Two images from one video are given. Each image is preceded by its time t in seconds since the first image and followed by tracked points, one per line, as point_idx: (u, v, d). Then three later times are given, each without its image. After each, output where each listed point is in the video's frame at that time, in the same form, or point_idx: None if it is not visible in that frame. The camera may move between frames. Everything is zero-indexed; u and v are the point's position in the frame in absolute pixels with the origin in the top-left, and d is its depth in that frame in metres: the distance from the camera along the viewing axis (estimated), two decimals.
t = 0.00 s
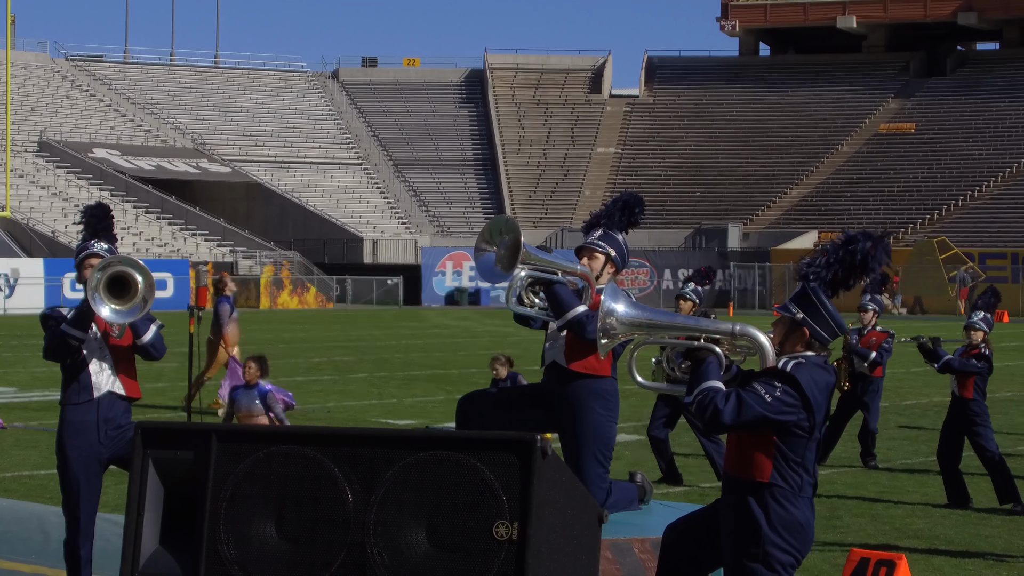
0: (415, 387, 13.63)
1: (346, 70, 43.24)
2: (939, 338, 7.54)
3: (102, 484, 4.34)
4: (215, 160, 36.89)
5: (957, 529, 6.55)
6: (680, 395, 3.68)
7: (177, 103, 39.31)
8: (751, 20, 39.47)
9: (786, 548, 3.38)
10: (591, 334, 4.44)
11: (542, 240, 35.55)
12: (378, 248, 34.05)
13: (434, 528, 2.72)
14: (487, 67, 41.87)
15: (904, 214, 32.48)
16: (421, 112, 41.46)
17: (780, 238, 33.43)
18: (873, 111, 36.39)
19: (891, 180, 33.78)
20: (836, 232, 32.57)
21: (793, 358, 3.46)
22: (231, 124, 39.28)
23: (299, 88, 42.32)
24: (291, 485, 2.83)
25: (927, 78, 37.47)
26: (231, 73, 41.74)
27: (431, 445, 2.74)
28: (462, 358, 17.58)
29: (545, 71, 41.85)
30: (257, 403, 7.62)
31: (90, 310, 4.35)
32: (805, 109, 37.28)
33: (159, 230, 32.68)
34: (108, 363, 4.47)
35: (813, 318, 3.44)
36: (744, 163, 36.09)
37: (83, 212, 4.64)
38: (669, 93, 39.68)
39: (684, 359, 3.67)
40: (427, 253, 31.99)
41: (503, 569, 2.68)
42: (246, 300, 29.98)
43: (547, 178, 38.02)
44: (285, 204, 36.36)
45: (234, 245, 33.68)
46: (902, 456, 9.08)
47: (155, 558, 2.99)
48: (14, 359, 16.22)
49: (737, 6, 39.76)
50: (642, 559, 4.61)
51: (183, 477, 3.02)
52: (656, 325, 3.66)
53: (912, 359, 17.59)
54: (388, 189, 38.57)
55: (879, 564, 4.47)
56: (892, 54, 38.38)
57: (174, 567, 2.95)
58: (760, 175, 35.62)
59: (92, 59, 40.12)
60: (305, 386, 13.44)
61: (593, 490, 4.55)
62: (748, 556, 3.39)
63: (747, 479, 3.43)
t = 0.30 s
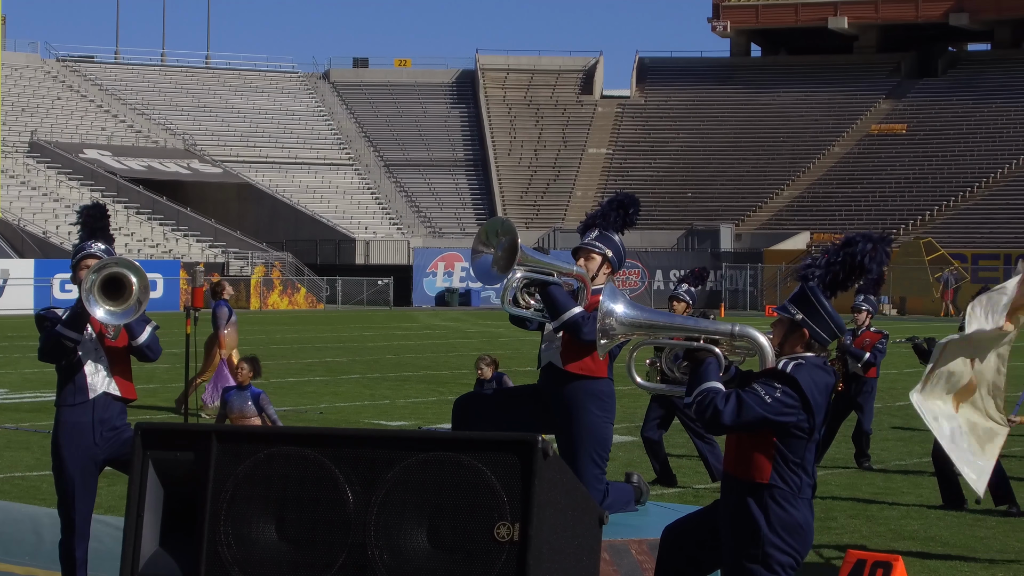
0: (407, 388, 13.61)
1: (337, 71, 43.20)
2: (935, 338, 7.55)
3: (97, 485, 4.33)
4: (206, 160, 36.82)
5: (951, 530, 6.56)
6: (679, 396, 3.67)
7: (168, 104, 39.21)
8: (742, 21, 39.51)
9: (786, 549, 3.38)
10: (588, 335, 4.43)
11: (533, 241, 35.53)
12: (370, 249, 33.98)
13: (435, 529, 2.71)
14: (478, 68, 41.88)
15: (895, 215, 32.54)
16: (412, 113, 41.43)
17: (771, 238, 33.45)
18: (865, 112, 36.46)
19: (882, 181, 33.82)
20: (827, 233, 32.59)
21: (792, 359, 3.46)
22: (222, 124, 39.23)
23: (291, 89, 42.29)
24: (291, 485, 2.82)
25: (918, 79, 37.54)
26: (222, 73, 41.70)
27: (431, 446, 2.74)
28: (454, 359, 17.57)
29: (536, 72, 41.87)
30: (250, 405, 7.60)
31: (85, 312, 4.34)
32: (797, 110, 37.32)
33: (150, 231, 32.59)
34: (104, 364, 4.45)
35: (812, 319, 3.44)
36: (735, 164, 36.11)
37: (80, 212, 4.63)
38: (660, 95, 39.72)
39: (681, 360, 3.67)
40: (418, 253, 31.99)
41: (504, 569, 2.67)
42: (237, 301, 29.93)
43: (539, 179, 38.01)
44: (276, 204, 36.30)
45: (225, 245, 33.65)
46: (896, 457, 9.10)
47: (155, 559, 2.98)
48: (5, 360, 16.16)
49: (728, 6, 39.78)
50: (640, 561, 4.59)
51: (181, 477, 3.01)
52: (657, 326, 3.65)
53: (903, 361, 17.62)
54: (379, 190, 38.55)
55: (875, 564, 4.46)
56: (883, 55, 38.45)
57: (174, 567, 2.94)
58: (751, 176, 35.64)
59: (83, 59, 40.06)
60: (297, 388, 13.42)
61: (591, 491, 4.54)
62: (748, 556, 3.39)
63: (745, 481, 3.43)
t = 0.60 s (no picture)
0: (400, 388, 13.61)
1: (328, 71, 43.19)
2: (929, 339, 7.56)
3: (96, 486, 4.32)
4: (196, 161, 36.76)
5: (946, 530, 6.58)
6: (680, 396, 3.68)
7: (159, 104, 39.18)
8: (733, 21, 39.53)
9: (787, 549, 3.38)
10: (588, 336, 4.43)
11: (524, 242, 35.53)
12: (361, 249, 33.88)
13: (440, 529, 2.71)
14: (469, 68, 41.90)
15: (886, 215, 32.59)
16: (403, 113, 41.41)
17: (762, 238, 33.50)
18: (855, 113, 36.53)
19: (873, 182, 33.87)
20: (818, 234, 32.66)
21: (794, 360, 3.46)
22: (213, 125, 39.18)
23: (281, 89, 42.28)
24: (297, 485, 2.81)
25: (909, 79, 37.60)
26: (212, 74, 41.67)
27: (437, 446, 2.74)
28: (447, 360, 17.57)
29: (527, 72, 41.91)
30: (244, 406, 7.60)
31: (84, 313, 4.33)
32: (789, 110, 37.36)
33: (141, 232, 32.55)
34: (103, 365, 4.45)
35: (815, 319, 3.44)
36: (726, 165, 36.17)
37: (79, 212, 4.63)
38: (651, 95, 39.75)
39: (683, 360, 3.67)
40: (409, 254, 32.04)
41: (511, 568, 2.67)
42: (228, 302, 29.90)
43: (530, 179, 38.01)
44: (267, 205, 36.23)
45: (216, 246, 33.63)
46: (890, 458, 9.12)
47: (159, 560, 2.97)
48: None
49: (719, 7, 39.81)
50: (640, 561, 4.59)
51: (185, 477, 3.00)
52: (659, 326, 3.65)
53: (895, 360, 17.64)
54: (370, 190, 38.53)
55: (873, 564, 4.46)
56: (874, 56, 38.52)
57: (179, 567, 2.93)
58: (742, 176, 35.68)
59: (73, 60, 40.02)
60: (290, 388, 13.42)
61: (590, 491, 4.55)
62: (750, 556, 3.39)
63: (747, 480, 3.43)
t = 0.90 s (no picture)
0: (394, 389, 13.62)
1: (320, 72, 43.17)
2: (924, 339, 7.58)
3: (97, 487, 4.32)
4: (188, 161, 36.75)
5: (943, 530, 6.59)
6: (683, 397, 3.68)
7: (151, 105, 39.13)
8: (725, 22, 39.55)
9: (791, 550, 3.39)
10: (590, 337, 4.42)
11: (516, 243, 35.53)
12: (353, 251, 33.78)
13: (450, 528, 2.71)
14: (461, 70, 41.92)
15: (878, 215, 32.61)
16: (395, 115, 41.42)
17: (754, 240, 33.54)
18: (847, 114, 36.58)
19: (866, 183, 33.91)
20: (811, 234, 32.70)
21: (799, 360, 3.47)
22: (205, 126, 39.17)
23: (273, 90, 42.23)
24: (304, 485, 2.81)
25: (901, 81, 37.65)
26: (205, 75, 41.64)
27: (447, 445, 2.74)
28: (440, 360, 17.57)
29: (519, 74, 41.93)
30: (240, 407, 7.60)
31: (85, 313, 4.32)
32: (783, 111, 37.38)
33: (133, 232, 32.55)
34: (104, 366, 4.44)
35: (819, 320, 3.45)
36: (718, 166, 36.21)
37: (80, 213, 4.62)
38: (643, 96, 39.82)
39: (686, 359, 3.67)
40: (401, 255, 32.08)
41: (521, 568, 2.67)
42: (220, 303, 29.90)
43: (522, 180, 38.04)
44: (259, 206, 36.18)
45: (208, 247, 33.63)
46: (885, 458, 9.13)
47: (168, 561, 2.96)
48: None
49: (710, 8, 39.86)
50: (642, 561, 4.58)
51: (193, 477, 2.99)
52: (663, 327, 3.66)
53: (889, 362, 17.67)
54: (362, 191, 38.54)
55: (873, 564, 4.46)
56: (865, 57, 38.58)
57: (188, 568, 2.92)
58: (734, 177, 35.71)
59: (65, 61, 40.01)
60: (284, 389, 13.42)
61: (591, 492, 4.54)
62: (753, 557, 3.40)
63: (751, 480, 3.44)
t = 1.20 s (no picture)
0: (387, 388, 13.62)
1: (312, 72, 43.15)
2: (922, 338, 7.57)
3: (97, 486, 4.30)
4: (181, 161, 36.72)
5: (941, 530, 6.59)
6: (686, 395, 3.68)
7: (143, 105, 39.06)
8: (716, 22, 39.57)
9: (795, 548, 3.38)
10: (590, 335, 4.42)
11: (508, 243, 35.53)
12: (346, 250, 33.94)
13: (458, 527, 2.71)
14: (453, 69, 41.92)
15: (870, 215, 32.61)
16: (387, 114, 41.41)
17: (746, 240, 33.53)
18: (839, 114, 36.60)
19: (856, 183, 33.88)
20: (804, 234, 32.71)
21: (803, 358, 3.47)
22: (197, 126, 39.14)
23: (265, 90, 42.19)
24: (312, 483, 2.80)
25: (892, 80, 37.68)
26: (197, 75, 41.58)
27: (455, 444, 2.74)
28: (434, 360, 17.56)
29: (510, 73, 41.93)
30: (236, 406, 7.61)
31: (85, 312, 4.29)
32: (775, 111, 37.39)
33: (126, 233, 32.58)
34: (104, 364, 4.42)
35: (822, 318, 3.45)
36: (710, 165, 36.23)
37: (78, 212, 4.60)
38: (635, 96, 39.86)
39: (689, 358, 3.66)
40: (393, 254, 32.11)
41: (530, 566, 2.67)
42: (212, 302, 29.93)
43: (514, 179, 38.08)
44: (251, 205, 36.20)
45: (201, 247, 33.64)
46: (881, 458, 9.13)
47: (175, 558, 2.95)
48: None
49: (702, 8, 39.88)
50: (644, 559, 4.56)
51: (201, 475, 2.98)
52: (667, 324, 3.65)
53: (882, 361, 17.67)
54: (354, 190, 38.55)
55: (873, 564, 4.44)
56: (857, 57, 38.62)
57: (195, 566, 2.92)
58: (727, 177, 35.73)
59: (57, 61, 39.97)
60: (277, 388, 13.41)
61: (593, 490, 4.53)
62: (757, 555, 3.40)
63: (755, 479, 3.43)
